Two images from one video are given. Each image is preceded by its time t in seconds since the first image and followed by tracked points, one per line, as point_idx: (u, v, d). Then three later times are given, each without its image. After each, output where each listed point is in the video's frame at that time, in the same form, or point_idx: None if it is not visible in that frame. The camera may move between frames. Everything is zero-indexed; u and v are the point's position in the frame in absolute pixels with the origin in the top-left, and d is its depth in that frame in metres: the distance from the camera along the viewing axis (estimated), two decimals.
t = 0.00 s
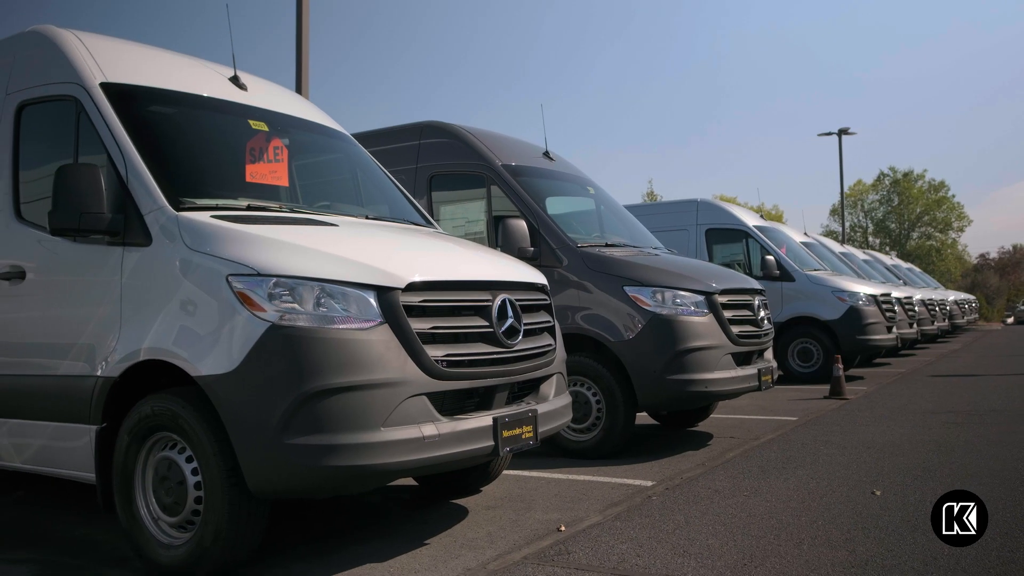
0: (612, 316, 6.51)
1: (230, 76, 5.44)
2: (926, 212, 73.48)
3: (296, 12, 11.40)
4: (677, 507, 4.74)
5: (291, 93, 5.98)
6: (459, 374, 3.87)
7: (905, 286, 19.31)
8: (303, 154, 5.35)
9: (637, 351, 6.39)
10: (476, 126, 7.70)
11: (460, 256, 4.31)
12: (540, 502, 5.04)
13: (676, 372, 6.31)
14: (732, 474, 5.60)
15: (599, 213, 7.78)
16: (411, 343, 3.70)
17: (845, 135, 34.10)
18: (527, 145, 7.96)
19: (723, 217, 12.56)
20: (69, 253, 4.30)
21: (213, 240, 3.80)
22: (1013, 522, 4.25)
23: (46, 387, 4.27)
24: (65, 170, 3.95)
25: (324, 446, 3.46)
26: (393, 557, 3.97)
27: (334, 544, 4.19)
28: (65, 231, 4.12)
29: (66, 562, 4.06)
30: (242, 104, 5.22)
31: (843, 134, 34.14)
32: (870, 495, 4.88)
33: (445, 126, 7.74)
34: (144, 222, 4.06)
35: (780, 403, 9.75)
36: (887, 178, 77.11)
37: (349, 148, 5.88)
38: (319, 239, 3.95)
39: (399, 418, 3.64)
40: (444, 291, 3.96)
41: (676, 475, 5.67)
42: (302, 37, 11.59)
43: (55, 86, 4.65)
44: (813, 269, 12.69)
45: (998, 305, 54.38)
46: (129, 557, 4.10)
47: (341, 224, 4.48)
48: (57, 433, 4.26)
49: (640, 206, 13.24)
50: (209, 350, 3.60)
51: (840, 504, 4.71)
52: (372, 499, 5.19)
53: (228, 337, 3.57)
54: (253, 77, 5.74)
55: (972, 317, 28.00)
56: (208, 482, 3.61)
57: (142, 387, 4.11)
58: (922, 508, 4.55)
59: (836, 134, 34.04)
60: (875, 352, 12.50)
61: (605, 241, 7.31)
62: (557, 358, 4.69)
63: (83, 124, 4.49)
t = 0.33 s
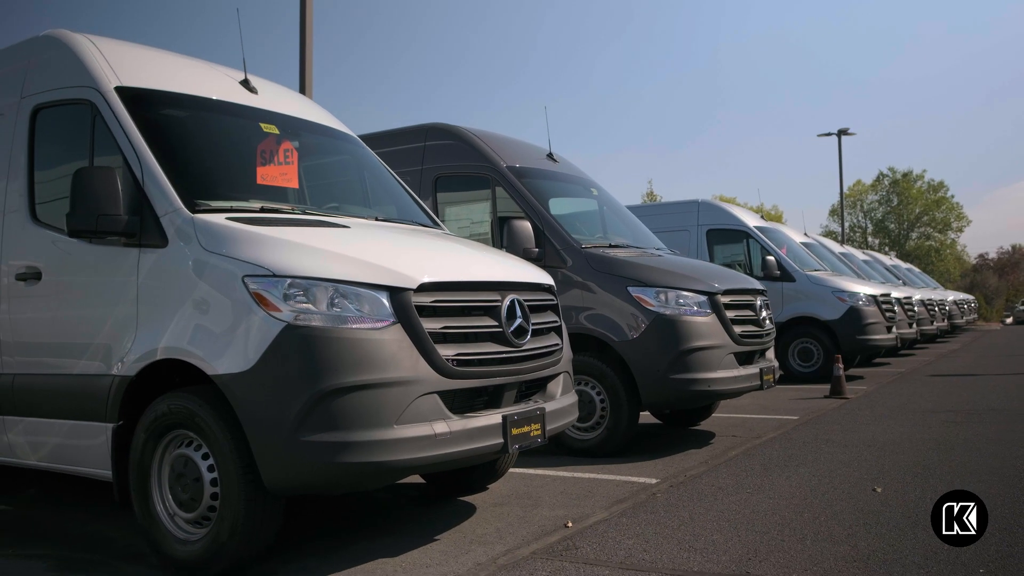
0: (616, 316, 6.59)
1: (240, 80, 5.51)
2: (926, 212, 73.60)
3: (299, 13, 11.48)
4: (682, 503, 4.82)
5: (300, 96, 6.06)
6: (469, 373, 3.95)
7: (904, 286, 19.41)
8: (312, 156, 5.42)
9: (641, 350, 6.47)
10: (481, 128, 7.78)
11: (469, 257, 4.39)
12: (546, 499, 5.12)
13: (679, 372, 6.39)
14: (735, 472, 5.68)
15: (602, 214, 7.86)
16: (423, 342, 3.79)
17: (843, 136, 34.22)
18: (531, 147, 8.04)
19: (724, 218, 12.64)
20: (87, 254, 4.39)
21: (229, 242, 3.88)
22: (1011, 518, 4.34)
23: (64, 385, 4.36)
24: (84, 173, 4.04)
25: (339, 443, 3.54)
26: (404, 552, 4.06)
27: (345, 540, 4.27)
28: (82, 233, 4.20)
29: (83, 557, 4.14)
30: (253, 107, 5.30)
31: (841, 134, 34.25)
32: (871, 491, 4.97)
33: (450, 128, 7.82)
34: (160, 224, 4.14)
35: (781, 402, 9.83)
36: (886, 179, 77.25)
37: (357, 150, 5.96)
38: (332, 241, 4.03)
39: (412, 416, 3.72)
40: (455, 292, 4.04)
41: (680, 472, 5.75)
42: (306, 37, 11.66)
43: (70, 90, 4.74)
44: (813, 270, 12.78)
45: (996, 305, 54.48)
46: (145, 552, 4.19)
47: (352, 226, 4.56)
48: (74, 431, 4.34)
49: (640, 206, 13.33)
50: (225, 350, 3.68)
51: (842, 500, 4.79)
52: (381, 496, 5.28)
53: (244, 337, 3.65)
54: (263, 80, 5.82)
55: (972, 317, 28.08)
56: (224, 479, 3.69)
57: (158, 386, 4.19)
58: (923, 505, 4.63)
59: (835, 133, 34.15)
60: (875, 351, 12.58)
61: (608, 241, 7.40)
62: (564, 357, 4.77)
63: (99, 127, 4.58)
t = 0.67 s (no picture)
0: (619, 317, 6.67)
1: (250, 84, 5.60)
2: (924, 213, 73.73)
3: (303, 16, 11.55)
4: (686, 501, 4.90)
5: (308, 99, 6.14)
6: (478, 373, 4.03)
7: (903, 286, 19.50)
8: (320, 159, 5.50)
9: (644, 350, 6.55)
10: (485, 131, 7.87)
11: (477, 259, 4.47)
12: (552, 497, 5.21)
13: (681, 371, 6.47)
14: (737, 470, 5.77)
15: (604, 215, 7.95)
16: (433, 343, 3.87)
17: (842, 136, 34.32)
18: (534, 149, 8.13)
19: (724, 219, 12.72)
20: (101, 256, 4.47)
21: (243, 244, 3.96)
22: (1009, 515, 4.43)
23: (79, 385, 4.44)
24: (100, 176, 4.12)
25: (352, 440, 3.63)
26: (414, 548, 4.14)
27: (356, 537, 4.35)
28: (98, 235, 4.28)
29: (98, 554, 4.22)
30: (263, 111, 5.38)
31: (840, 135, 34.35)
32: (871, 489, 5.05)
33: (454, 130, 7.90)
34: (175, 226, 4.22)
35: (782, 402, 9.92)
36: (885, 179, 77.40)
37: (364, 153, 6.04)
38: (344, 244, 4.11)
39: (423, 414, 3.81)
40: (464, 293, 4.12)
41: (683, 471, 5.83)
42: (309, 39, 11.74)
43: (85, 94, 4.82)
44: (813, 270, 12.87)
45: (995, 305, 54.59)
46: (159, 549, 4.27)
47: (363, 228, 4.65)
48: (89, 430, 4.42)
49: (641, 207, 13.41)
50: (241, 349, 3.77)
51: (843, 498, 4.88)
52: (389, 494, 5.36)
53: (259, 337, 3.73)
54: (271, 84, 5.90)
55: (971, 317, 28.17)
56: (239, 476, 3.77)
57: (172, 385, 4.27)
58: (922, 502, 4.72)
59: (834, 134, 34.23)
60: (874, 352, 12.67)
61: (611, 242, 7.48)
62: (570, 357, 4.85)
63: (113, 131, 4.66)
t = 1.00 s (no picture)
0: (621, 317, 6.76)
1: (259, 88, 5.68)
2: (923, 213, 73.88)
3: (307, 16, 11.63)
4: (688, 498, 4.99)
5: (316, 103, 6.22)
6: (486, 372, 4.12)
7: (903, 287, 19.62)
8: (328, 162, 5.58)
9: (646, 350, 6.64)
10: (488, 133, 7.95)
11: (484, 261, 4.56)
12: (556, 495, 5.29)
13: (683, 371, 6.55)
14: (739, 468, 5.85)
15: (607, 217, 8.03)
16: (443, 343, 3.95)
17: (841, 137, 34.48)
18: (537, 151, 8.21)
19: (724, 220, 12.81)
20: (115, 258, 4.55)
21: (256, 246, 4.04)
22: (1006, 511, 4.52)
23: (93, 384, 4.52)
24: (115, 179, 4.20)
25: (364, 438, 3.71)
26: (423, 544, 4.22)
27: (365, 533, 4.43)
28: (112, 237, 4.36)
29: (112, 550, 4.29)
30: (272, 115, 5.46)
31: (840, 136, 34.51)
32: (871, 487, 5.14)
33: (458, 132, 7.98)
34: (188, 228, 4.30)
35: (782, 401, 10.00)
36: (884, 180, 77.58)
37: (370, 156, 6.12)
38: (354, 245, 4.19)
39: (432, 413, 3.89)
40: (472, 294, 4.21)
41: (685, 469, 5.92)
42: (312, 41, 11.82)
43: (98, 98, 4.90)
44: (812, 271, 12.95)
45: (994, 305, 54.72)
46: (172, 545, 4.34)
47: (372, 230, 4.73)
48: (103, 429, 4.50)
49: (642, 208, 13.49)
50: (254, 349, 3.85)
51: (843, 495, 4.96)
52: (396, 492, 5.44)
53: (272, 337, 3.81)
54: (279, 87, 5.98)
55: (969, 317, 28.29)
56: (253, 473, 3.85)
57: (186, 385, 4.36)
58: (922, 499, 4.81)
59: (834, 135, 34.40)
60: (873, 352, 12.76)
61: (613, 243, 7.56)
62: (574, 357, 4.94)
63: (126, 134, 4.75)
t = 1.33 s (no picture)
0: (624, 316, 6.84)
1: (268, 91, 5.77)
2: (923, 214, 74.00)
3: (310, 19, 11.73)
4: (692, 495, 5.07)
5: (323, 106, 6.32)
6: (494, 371, 4.20)
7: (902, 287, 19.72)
8: (336, 164, 5.67)
9: (649, 349, 6.72)
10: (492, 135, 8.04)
11: (491, 262, 4.64)
12: (561, 492, 5.37)
13: (686, 370, 6.63)
14: (740, 466, 5.94)
15: (609, 218, 8.11)
16: (452, 342, 4.04)
17: (841, 138, 34.59)
18: (540, 153, 8.30)
19: (725, 221, 12.90)
20: (129, 259, 4.64)
21: (270, 247, 4.12)
22: (1004, 508, 4.60)
23: (108, 383, 4.61)
24: (130, 182, 4.29)
25: (375, 436, 3.79)
26: (432, 540, 4.31)
27: (375, 529, 4.52)
28: (127, 238, 4.45)
29: (127, 546, 4.37)
30: (281, 118, 5.55)
31: (839, 137, 34.63)
32: (870, 484, 5.23)
33: (462, 134, 8.07)
34: (202, 230, 4.39)
35: (782, 401, 10.09)
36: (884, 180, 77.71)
37: (377, 158, 6.21)
38: (365, 247, 4.27)
39: (442, 410, 3.97)
40: (480, 295, 4.29)
41: (687, 467, 6.00)
42: (315, 43, 11.91)
43: (112, 102, 4.99)
44: (812, 271, 13.04)
45: (993, 305, 54.81)
46: (186, 541, 4.42)
47: (381, 232, 4.81)
48: (117, 427, 4.58)
49: (643, 209, 13.59)
50: (268, 348, 3.93)
51: (843, 492, 5.05)
52: (403, 489, 5.52)
53: (285, 337, 3.90)
54: (288, 91, 6.07)
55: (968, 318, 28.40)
56: (266, 470, 3.94)
57: (199, 384, 4.44)
58: (921, 495, 4.89)
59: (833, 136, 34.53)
60: (873, 352, 12.85)
61: (616, 244, 7.65)
62: (580, 357, 5.02)
63: (139, 138, 4.83)
